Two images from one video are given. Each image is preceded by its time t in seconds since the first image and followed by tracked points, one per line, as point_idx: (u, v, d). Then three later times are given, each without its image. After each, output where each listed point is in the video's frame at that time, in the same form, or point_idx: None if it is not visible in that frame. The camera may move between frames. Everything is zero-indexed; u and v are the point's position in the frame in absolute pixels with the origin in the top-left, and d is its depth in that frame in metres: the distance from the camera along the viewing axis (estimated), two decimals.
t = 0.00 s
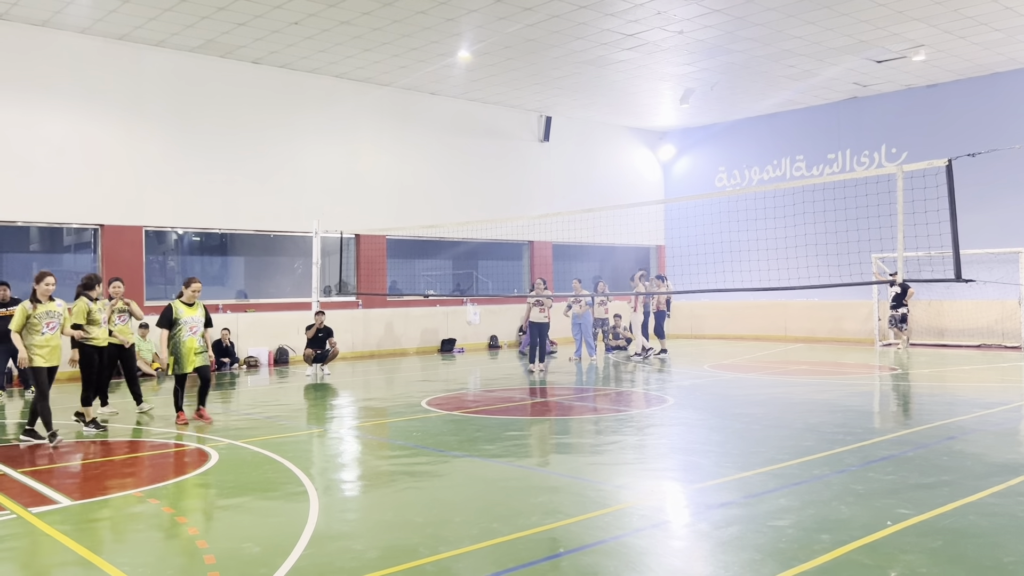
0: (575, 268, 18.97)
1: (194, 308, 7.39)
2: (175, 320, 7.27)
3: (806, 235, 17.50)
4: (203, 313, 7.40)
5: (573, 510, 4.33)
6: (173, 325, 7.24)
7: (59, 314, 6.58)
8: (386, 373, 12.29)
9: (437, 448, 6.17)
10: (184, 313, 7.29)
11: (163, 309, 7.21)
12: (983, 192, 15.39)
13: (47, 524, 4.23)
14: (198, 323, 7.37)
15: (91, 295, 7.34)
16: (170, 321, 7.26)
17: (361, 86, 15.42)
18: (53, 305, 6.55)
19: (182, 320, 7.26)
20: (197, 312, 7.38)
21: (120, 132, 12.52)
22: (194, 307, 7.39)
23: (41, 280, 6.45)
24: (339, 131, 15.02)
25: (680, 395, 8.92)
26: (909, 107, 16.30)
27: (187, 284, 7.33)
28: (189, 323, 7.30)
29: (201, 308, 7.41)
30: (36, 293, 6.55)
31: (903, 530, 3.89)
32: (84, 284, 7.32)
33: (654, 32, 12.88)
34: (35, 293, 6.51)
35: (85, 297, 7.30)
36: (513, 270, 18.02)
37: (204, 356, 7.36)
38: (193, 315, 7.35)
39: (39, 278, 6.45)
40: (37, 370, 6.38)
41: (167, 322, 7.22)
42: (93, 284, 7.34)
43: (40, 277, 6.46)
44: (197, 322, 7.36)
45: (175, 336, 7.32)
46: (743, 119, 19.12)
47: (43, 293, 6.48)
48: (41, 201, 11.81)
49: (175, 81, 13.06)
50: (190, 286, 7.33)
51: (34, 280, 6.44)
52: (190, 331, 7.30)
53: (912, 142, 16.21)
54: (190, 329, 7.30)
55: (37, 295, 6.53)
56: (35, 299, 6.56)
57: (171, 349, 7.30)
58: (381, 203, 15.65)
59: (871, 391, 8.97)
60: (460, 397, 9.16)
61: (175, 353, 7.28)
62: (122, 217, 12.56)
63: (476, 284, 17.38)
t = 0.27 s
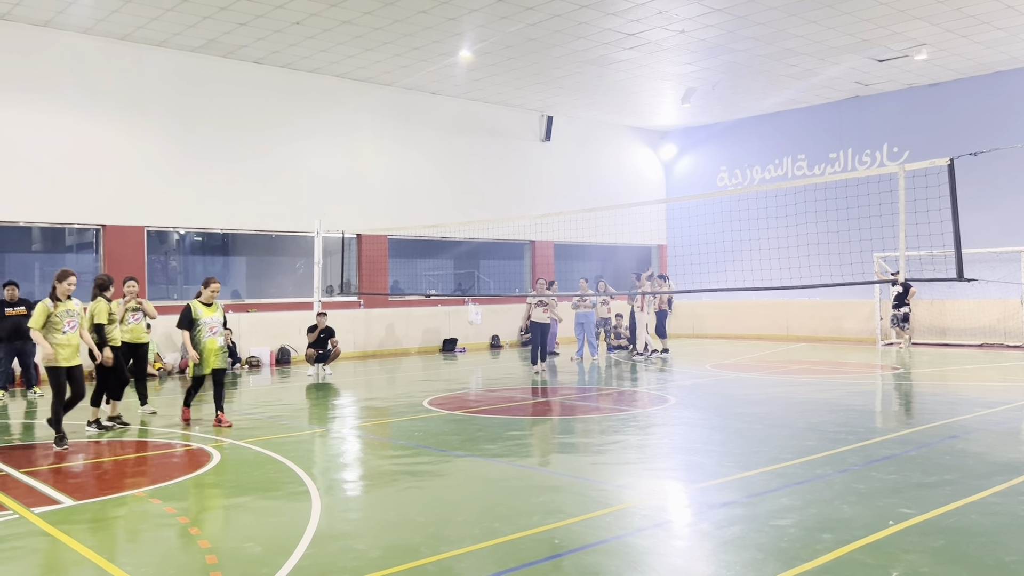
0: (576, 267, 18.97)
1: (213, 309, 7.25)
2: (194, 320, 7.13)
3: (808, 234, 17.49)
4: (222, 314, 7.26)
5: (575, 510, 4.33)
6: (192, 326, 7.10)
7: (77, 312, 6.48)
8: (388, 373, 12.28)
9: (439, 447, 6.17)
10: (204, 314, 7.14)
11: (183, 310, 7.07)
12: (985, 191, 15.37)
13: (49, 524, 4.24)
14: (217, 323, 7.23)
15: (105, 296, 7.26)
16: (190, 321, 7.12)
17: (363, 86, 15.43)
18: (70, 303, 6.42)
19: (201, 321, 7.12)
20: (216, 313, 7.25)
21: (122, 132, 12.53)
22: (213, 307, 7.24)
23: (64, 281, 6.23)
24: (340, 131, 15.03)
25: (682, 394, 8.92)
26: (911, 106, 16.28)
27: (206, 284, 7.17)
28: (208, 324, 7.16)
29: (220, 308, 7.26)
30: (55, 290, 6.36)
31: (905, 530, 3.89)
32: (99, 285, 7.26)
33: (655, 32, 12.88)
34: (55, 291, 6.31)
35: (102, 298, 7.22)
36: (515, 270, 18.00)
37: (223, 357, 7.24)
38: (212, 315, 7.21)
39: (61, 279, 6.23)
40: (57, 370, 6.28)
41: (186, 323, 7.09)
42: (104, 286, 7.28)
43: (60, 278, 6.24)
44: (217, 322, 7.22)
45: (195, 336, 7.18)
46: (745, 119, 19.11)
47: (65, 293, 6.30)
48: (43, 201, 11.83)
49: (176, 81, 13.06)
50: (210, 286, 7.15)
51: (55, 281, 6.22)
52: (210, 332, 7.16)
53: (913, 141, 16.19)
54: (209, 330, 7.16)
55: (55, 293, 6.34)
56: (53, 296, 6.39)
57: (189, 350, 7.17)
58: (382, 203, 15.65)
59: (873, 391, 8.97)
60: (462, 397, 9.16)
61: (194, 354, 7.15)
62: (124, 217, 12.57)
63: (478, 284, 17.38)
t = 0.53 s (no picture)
0: (578, 267, 18.97)
1: (229, 309, 7.19)
2: (210, 321, 7.08)
3: (810, 234, 17.47)
4: (238, 314, 7.18)
5: (576, 510, 4.33)
6: (207, 327, 7.05)
7: (99, 315, 6.54)
8: (390, 373, 12.28)
9: (441, 447, 6.17)
10: (219, 315, 7.08)
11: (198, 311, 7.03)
12: (987, 190, 15.34)
13: (52, 524, 4.25)
14: (233, 324, 7.16)
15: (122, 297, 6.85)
16: (205, 323, 7.07)
17: (364, 86, 15.43)
18: (92, 305, 6.49)
19: (217, 322, 7.06)
20: (232, 313, 7.17)
21: (124, 132, 12.54)
22: (229, 308, 7.18)
23: (93, 282, 6.32)
24: (342, 130, 15.04)
25: (684, 394, 8.91)
26: (912, 105, 16.26)
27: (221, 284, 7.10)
28: (224, 325, 7.09)
29: (236, 308, 7.19)
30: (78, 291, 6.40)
31: (907, 529, 3.88)
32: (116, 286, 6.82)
33: (656, 31, 12.87)
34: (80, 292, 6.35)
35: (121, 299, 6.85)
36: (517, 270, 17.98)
37: (240, 358, 7.17)
38: (228, 316, 7.14)
39: (91, 280, 6.30)
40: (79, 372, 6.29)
41: (202, 325, 7.04)
42: (121, 286, 6.83)
43: (89, 279, 6.30)
44: (233, 323, 7.15)
45: (211, 338, 7.13)
46: (747, 118, 19.09)
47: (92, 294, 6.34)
48: (45, 201, 11.84)
49: (178, 81, 13.07)
50: (225, 285, 7.07)
51: (84, 281, 6.28)
52: (226, 333, 7.09)
53: (915, 140, 16.17)
54: (225, 331, 7.09)
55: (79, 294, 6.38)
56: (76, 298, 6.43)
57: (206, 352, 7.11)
58: (383, 203, 15.65)
59: (875, 390, 8.96)
60: (464, 396, 9.16)
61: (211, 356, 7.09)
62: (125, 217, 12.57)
63: (479, 284, 17.37)
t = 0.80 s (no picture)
0: (580, 267, 18.97)
1: (245, 310, 7.05)
2: (225, 323, 6.92)
3: (812, 233, 17.45)
4: (254, 315, 7.05)
5: (579, 509, 4.33)
6: (223, 329, 6.90)
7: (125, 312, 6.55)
8: (392, 373, 12.28)
9: (443, 447, 6.18)
10: (235, 316, 6.94)
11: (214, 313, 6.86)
12: (989, 189, 15.32)
13: (55, 524, 4.26)
14: (248, 326, 7.02)
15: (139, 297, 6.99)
16: (220, 324, 6.91)
17: (365, 86, 15.44)
18: (117, 303, 6.50)
19: (233, 324, 6.92)
20: (247, 314, 7.04)
21: (126, 133, 12.56)
22: (245, 309, 7.03)
23: (120, 282, 6.24)
24: (344, 131, 15.05)
25: (685, 394, 8.92)
26: (914, 104, 16.24)
27: (238, 284, 6.95)
28: (239, 327, 6.96)
29: (252, 310, 7.06)
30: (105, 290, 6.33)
31: (909, 529, 3.88)
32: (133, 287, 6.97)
33: (658, 31, 12.87)
34: (106, 291, 6.28)
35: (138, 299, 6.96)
36: (518, 270, 17.98)
37: (254, 361, 7.06)
38: (244, 317, 7.00)
39: (118, 280, 6.21)
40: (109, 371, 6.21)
41: (217, 326, 6.88)
42: (139, 288, 7.02)
43: (115, 279, 6.20)
44: (248, 325, 7.02)
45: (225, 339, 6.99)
46: (749, 118, 19.08)
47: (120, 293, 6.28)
48: (47, 202, 11.86)
49: (179, 82, 13.08)
50: (242, 285, 6.94)
51: (111, 281, 6.19)
52: (241, 336, 6.96)
53: (917, 140, 16.15)
54: (241, 333, 6.97)
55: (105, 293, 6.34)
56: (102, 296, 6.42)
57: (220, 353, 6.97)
58: (385, 203, 15.66)
59: (877, 389, 8.95)
60: (466, 396, 9.17)
61: (225, 358, 6.96)
62: (127, 217, 12.59)
63: (481, 284, 17.37)
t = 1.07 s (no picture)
0: (582, 267, 18.97)
1: (262, 309, 6.89)
2: (243, 322, 6.74)
3: (814, 232, 17.44)
4: (271, 315, 6.91)
5: (581, 509, 4.34)
6: (241, 328, 6.71)
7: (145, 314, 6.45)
8: (394, 373, 12.28)
9: (445, 447, 6.18)
10: (254, 315, 6.77)
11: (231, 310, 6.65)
12: (992, 188, 15.30)
13: (57, 525, 4.26)
14: (267, 325, 6.87)
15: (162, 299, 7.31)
16: (238, 323, 6.72)
17: (367, 86, 15.44)
18: (138, 305, 6.38)
19: (251, 323, 6.75)
20: (265, 313, 6.89)
21: (128, 134, 12.57)
22: (262, 309, 6.88)
23: (144, 284, 6.23)
24: (346, 131, 15.06)
25: (687, 393, 8.92)
26: (916, 103, 16.23)
27: (255, 283, 6.83)
28: (258, 326, 6.80)
29: (269, 309, 6.92)
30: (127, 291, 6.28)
31: (912, 528, 3.88)
32: (156, 288, 7.26)
33: (659, 30, 12.86)
34: (129, 293, 6.25)
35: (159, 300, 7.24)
36: (520, 269, 17.99)
37: (271, 361, 6.90)
38: (262, 316, 6.85)
39: (143, 282, 6.20)
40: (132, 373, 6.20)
41: (236, 325, 6.69)
42: (161, 289, 7.28)
43: (141, 281, 6.20)
44: (267, 324, 6.86)
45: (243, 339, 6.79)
46: (750, 117, 19.07)
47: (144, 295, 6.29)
48: (49, 203, 11.87)
49: (181, 83, 13.10)
50: (258, 284, 6.83)
51: (135, 283, 6.17)
52: (260, 335, 6.80)
53: (919, 139, 16.13)
54: (260, 333, 6.80)
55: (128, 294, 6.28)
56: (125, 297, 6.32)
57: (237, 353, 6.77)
58: (387, 203, 15.67)
59: (879, 389, 8.95)
60: (468, 396, 9.17)
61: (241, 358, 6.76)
62: (129, 217, 12.60)
63: (483, 283, 17.37)
